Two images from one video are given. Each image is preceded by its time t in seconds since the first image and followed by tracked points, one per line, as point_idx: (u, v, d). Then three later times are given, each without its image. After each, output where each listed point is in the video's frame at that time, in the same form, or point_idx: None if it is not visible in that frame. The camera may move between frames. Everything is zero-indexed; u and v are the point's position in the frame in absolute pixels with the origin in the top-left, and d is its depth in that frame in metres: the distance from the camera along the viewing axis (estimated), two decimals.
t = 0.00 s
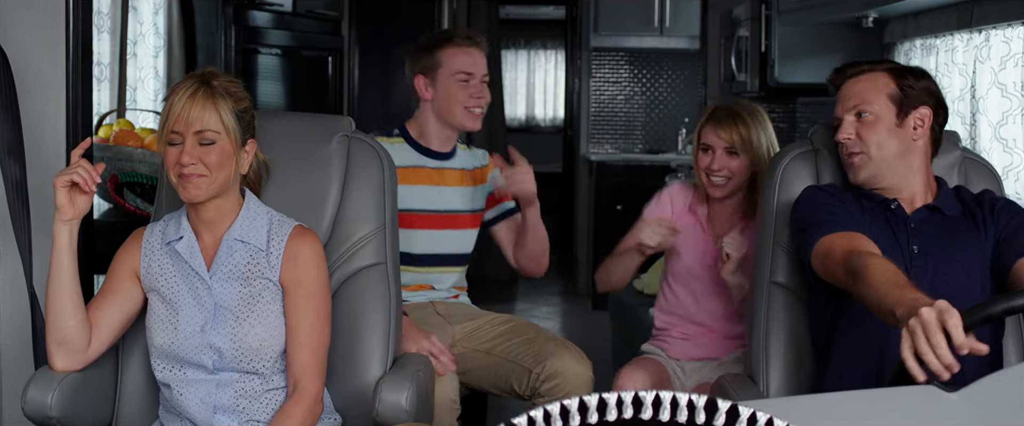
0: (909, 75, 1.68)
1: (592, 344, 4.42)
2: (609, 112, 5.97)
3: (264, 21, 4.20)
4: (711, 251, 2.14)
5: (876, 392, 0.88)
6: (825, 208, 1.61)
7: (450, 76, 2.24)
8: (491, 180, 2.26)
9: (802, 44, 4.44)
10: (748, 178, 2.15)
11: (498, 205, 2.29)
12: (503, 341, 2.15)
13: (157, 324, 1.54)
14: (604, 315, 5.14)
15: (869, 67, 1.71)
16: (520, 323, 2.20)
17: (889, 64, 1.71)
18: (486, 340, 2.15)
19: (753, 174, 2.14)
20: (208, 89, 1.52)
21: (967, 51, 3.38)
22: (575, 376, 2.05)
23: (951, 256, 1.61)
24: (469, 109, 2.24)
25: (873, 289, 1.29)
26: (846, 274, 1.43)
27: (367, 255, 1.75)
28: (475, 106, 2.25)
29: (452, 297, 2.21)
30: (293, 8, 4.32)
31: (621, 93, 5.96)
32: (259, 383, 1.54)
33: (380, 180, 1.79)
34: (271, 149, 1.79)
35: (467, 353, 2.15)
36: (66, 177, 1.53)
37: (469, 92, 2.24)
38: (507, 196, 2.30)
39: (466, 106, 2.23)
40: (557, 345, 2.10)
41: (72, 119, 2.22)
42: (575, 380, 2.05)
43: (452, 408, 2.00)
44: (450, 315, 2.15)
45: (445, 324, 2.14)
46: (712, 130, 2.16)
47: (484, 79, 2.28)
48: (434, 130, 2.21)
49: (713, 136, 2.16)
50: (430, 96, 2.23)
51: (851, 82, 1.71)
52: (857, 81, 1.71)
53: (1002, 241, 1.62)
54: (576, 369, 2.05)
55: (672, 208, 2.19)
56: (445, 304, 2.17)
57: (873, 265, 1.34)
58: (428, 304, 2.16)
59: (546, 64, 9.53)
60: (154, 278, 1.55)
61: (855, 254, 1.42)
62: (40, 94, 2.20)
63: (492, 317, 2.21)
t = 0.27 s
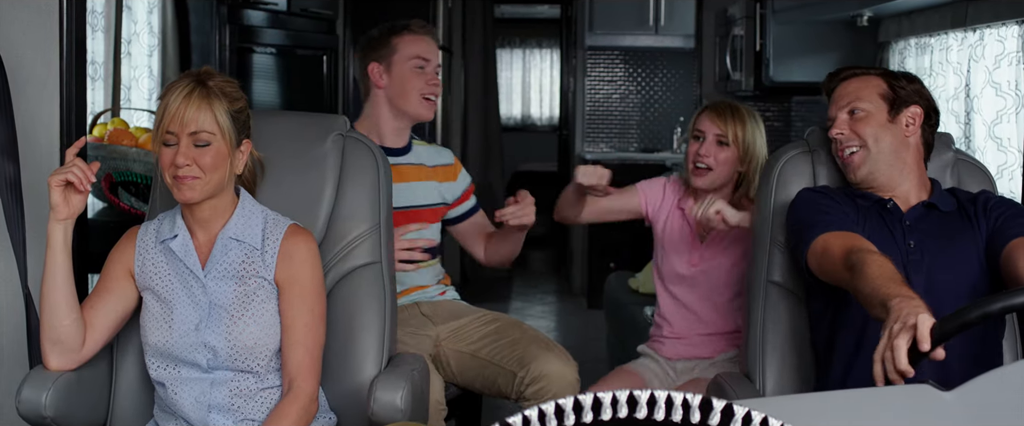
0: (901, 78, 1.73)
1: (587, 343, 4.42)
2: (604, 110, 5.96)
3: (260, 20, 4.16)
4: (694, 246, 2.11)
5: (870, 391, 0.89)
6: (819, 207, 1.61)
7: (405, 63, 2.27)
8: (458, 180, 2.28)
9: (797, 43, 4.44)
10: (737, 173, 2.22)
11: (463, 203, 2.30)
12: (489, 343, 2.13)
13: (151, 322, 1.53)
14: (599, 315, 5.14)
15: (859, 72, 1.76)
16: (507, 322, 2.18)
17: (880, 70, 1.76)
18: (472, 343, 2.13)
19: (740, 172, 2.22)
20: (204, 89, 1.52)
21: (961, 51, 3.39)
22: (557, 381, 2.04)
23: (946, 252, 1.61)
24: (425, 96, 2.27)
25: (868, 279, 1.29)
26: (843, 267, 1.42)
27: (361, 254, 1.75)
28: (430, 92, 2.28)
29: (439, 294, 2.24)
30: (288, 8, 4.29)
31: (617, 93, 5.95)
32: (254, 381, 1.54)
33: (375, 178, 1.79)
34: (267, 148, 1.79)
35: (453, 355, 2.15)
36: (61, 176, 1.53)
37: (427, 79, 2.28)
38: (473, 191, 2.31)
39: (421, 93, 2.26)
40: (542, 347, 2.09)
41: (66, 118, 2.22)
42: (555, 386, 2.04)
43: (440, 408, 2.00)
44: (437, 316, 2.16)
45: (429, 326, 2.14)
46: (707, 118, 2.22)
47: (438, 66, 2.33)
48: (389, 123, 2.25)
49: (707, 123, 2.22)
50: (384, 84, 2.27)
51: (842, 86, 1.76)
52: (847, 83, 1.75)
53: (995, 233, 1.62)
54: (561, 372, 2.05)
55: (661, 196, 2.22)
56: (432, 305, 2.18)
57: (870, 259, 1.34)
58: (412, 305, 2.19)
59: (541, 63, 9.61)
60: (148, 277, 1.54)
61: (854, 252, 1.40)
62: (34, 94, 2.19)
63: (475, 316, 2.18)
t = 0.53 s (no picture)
0: (899, 86, 1.70)
1: (583, 343, 4.43)
2: (601, 110, 5.97)
3: (255, 20, 4.11)
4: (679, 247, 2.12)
5: (866, 392, 0.89)
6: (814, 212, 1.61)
7: (368, 60, 2.29)
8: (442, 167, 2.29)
9: (794, 44, 4.45)
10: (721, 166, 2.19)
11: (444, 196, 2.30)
12: (473, 346, 2.13)
13: (147, 322, 1.53)
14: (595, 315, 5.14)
15: (857, 77, 1.73)
16: (492, 323, 2.18)
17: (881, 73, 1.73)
18: (458, 344, 2.14)
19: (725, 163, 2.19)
20: (200, 89, 1.52)
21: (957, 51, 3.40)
22: (544, 385, 2.03)
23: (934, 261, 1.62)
24: (392, 92, 2.27)
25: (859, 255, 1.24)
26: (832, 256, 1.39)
27: (358, 253, 1.75)
28: (397, 88, 2.28)
29: (426, 292, 2.25)
30: (284, 8, 4.23)
31: (613, 93, 5.95)
32: (251, 381, 1.54)
33: (372, 178, 1.79)
34: (264, 148, 1.79)
35: (440, 356, 2.16)
36: (58, 176, 1.53)
37: (391, 75, 2.29)
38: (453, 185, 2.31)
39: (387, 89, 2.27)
40: (525, 350, 2.08)
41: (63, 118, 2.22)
42: (542, 389, 2.03)
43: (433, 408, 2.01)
44: (421, 319, 2.17)
45: (415, 329, 2.16)
46: (686, 112, 2.23)
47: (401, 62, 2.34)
48: (359, 122, 2.28)
49: (687, 117, 2.23)
50: (347, 83, 2.29)
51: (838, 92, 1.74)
52: (843, 90, 1.73)
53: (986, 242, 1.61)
54: (545, 374, 2.03)
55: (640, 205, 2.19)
56: (416, 304, 2.20)
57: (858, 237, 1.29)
58: (398, 304, 2.19)
59: (538, 63, 9.61)
60: (145, 277, 1.54)
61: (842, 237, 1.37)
62: (30, 94, 2.19)
63: (463, 316, 2.19)
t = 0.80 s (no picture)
0: (898, 100, 1.61)
1: (581, 345, 4.43)
2: (598, 112, 5.98)
3: (253, 22, 4.14)
4: (667, 267, 2.11)
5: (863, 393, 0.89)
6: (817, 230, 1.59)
7: (343, 66, 2.27)
8: (441, 155, 2.30)
9: (792, 46, 4.45)
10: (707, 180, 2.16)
11: (454, 180, 2.30)
12: (470, 349, 2.13)
13: (143, 324, 1.53)
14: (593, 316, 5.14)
15: (854, 88, 1.64)
16: (489, 327, 2.17)
17: (878, 83, 1.64)
18: (455, 347, 2.14)
19: (711, 176, 2.16)
20: (196, 91, 1.52)
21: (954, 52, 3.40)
22: (540, 389, 2.04)
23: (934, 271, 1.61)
24: (371, 92, 2.27)
25: (874, 292, 1.27)
26: (840, 286, 1.40)
27: (355, 255, 1.75)
28: (375, 88, 2.27)
29: (426, 294, 2.25)
30: (282, 9, 4.25)
31: (611, 95, 5.96)
32: (247, 384, 1.54)
33: (369, 180, 1.79)
34: (260, 149, 1.79)
35: (436, 358, 2.16)
36: (54, 178, 1.53)
37: (366, 77, 2.27)
38: (463, 165, 2.32)
39: (367, 91, 2.26)
40: (521, 355, 2.08)
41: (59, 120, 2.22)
42: (538, 394, 2.04)
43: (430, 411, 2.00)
44: (419, 321, 2.16)
45: (412, 331, 2.15)
46: (672, 125, 2.21)
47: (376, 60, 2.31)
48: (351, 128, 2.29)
49: (673, 129, 2.21)
50: (326, 92, 2.30)
51: (834, 108, 1.65)
52: (839, 105, 1.65)
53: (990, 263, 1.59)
54: (542, 380, 2.04)
55: (634, 219, 2.20)
56: (414, 307, 2.19)
57: (869, 271, 1.32)
58: (396, 307, 2.18)
59: (535, 65, 9.62)
60: (141, 279, 1.54)
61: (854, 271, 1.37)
62: (27, 95, 2.19)
63: (461, 318, 2.19)
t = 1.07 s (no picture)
0: (904, 94, 1.61)
1: (580, 344, 4.43)
2: (598, 111, 5.98)
3: (253, 20, 4.12)
4: (673, 267, 2.12)
5: (862, 393, 0.89)
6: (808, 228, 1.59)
7: (355, 63, 2.27)
8: (457, 164, 2.26)
9: (793, 45, 4.46)
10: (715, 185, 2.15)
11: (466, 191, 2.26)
12: (469, 349, 2.13)
13: (143, 322, 1.53)
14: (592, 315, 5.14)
15: (859, 81, 1.63)
16: (488, 327, 2.18)
17: (885, 77, 1.63)
18: (454, 346, 2.14)
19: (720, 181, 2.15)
20: (195, 90, 1.52)
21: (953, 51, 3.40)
22: (536, 391, 2.03)
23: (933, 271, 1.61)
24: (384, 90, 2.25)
25: (862, 293, 1.27)
26: (824, 285, 1.41)
27: (355, 254, 1.75)
28: (389, 86, 2.25)
29: (432, 295, 2.26)
30: (281, 8, 4.21)
31: (610, 93, 5.96)
32: (247, 382, 1.53)
33: (369, 178, 1.78)
34: (259, 147, 1.79)
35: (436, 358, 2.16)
36: (54, 176, 1.53)
37: (378, 74, 2.26)
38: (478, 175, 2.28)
39: (381, 90, 2.25)
40: (519, 356, 2.08)
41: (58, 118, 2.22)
42: (534, 395, 2.03)
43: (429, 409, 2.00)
44: (420, 319, 2.17)
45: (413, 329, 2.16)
46: (680, 130, 2.18)
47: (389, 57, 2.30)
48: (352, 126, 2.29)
49: (682, 134, 2.18)
50: (341, 89, 2.30)
51: (839, 100, 1.64)
52: (844, 97, 1.64)
53: (994, 268, 1.58)
54: (540, 381, 2.04)
55: (638, 219, 2.19)
56: (417, 305, 2.19)
57: (855, 272, 1.33)
58: (399, 305, 2.20)
59: (534, 63, 9.62)
60: (141, 278, 1.54)
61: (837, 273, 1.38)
62: (27, 94, 2.19)
63: (463, 318, 2.19)
